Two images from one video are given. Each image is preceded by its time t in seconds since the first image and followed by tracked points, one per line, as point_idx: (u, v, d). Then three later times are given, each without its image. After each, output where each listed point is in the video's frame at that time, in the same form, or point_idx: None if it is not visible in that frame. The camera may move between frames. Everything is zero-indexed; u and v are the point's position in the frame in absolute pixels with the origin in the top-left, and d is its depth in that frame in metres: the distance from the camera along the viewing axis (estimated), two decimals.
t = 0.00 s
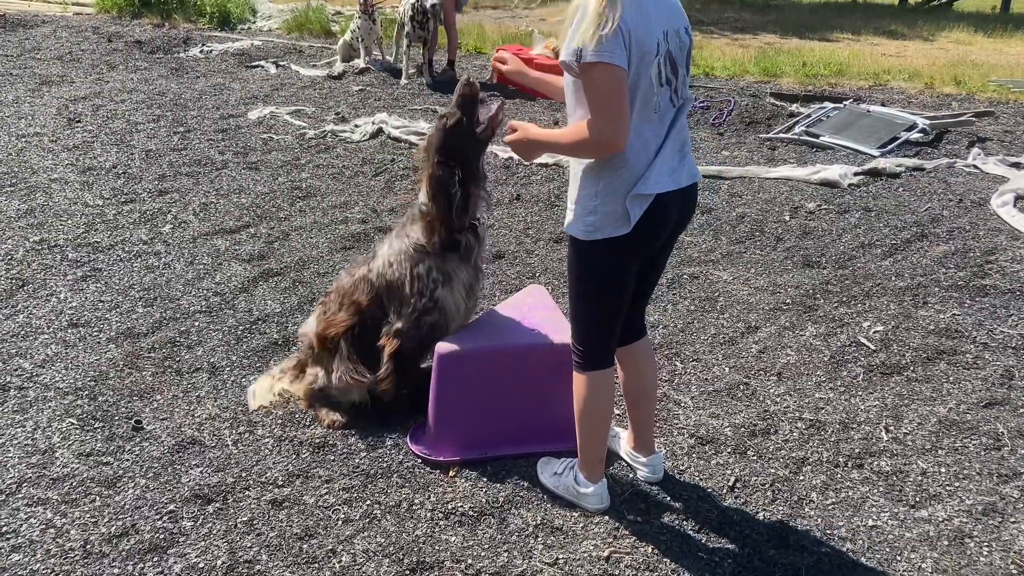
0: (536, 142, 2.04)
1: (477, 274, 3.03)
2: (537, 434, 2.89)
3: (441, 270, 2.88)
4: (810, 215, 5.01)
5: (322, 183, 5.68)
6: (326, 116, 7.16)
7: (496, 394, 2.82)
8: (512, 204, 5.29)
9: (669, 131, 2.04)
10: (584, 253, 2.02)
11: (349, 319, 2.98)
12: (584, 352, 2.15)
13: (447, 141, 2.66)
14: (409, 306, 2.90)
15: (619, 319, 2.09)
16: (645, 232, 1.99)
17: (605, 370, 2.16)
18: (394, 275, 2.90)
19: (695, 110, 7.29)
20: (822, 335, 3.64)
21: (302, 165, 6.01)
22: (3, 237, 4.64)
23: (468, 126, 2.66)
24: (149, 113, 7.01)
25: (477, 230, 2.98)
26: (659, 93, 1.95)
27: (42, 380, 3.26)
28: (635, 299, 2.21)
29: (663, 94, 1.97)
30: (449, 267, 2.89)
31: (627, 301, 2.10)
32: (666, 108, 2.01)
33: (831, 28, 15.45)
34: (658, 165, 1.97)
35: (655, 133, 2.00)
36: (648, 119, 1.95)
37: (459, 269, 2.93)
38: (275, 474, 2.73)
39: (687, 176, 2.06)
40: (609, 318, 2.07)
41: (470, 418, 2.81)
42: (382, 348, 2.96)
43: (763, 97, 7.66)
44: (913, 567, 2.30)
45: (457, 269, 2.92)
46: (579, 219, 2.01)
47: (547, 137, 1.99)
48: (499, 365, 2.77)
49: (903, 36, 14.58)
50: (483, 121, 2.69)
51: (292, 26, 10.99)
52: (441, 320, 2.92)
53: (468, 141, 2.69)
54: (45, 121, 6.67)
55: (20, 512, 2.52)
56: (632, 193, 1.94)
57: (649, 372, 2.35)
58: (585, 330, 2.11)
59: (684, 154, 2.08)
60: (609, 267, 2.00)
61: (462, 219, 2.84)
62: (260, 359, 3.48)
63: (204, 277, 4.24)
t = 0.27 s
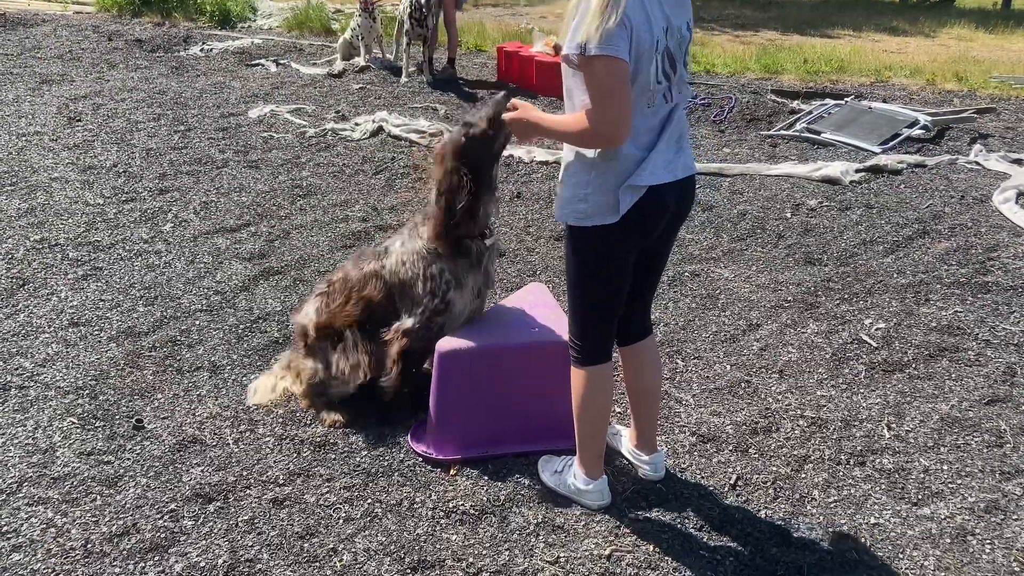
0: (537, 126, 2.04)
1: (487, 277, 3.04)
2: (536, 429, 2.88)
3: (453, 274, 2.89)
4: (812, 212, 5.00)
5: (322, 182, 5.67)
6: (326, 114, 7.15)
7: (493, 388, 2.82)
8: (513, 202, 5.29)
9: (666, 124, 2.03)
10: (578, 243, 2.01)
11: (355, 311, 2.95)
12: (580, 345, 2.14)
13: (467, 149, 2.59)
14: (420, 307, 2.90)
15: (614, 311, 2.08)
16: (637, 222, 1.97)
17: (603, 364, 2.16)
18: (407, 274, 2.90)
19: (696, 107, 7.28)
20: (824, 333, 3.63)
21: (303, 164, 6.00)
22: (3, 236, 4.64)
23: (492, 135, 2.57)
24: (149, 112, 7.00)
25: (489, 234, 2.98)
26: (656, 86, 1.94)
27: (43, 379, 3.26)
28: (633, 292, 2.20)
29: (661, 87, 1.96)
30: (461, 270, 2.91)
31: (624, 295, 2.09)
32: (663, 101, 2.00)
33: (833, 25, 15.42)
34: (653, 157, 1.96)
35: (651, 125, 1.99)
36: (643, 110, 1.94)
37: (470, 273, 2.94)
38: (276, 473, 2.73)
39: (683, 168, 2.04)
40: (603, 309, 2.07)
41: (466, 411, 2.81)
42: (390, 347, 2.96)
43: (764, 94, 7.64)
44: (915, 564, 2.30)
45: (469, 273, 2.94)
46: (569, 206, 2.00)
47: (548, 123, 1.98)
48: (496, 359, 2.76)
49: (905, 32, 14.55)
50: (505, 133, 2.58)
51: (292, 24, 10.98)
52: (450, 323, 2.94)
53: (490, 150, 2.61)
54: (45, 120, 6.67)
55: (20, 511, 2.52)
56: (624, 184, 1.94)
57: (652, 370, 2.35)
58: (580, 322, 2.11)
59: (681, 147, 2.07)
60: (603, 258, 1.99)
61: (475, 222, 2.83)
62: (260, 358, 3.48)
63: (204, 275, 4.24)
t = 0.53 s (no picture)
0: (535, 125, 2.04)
1: (479, 276, 3.01)
2: (536, 428, 2.87)
3: (441, 273, 2.89)
4: (813, 210, 4.99)
5: (322, 181, 5.66)
6: (326, 113, 7.14)
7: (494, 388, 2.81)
8: (513, 200, 5.27)
9: (666, 123, 2.03)
10: (579, 244, 2.00)
11: (355, 319, 3.05)
12: (582, 345, 2.13)
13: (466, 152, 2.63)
14: (409, 305, 2.92)
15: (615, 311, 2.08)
16: (638, 222, 1.97)
17: (603, 364, 2.15)
18: (397, 274, 2.93)
19: (697, 105, 7.26)
20: (825, 331, 3.62)
21: (303, 162, 5.99)
22: (3, 236, 4.63)
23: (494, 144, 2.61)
24: (149, 111, 7.00)
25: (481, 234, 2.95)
26: (656, 86, 1.93)
27: (42, 379, 3.26)
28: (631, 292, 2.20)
29: (660, 87, 1.95)
30: (449, 269, 2.89)
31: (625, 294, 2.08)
32: (662, 100, 1.99)
33: (834, 22, 15.38)
34: (653, 157, 1.96)
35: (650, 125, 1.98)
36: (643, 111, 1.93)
37: (459, 272, 2.92)
38: (275, 473, 2.72)
39: (682, 167, 2.04)
40: (605, 309, 2.06)
41: (466, 411, 2.80)
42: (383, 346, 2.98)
43: (765, 91, 7.62)
44: (916, 563, 2.29)
45: (458, 272, 2.91)
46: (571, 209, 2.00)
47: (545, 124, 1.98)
48: (496, 359, 2.75)
49: (906, 29, 14.51)
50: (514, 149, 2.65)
51: (292, 23, 10.96)
52: (440, 322, 2.93)
53: (490, 156, 2.65)
54: (45, 120, 6.66)
55: (19, 512, 2.52)
56: (624, 184, 1.93)
57: (651, 368, 2.34)
58: (581, 323, 2.10)
59: (681, 145, 2.07)
60: (604, 258, 1.98)
61: (465, 222, 2.82)
62: (260, 358, 3.47)
63: (204, 275, 4.23)
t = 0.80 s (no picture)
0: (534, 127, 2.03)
1: (472, 275, 3.01)
2: (538, 428, 2.87)
3: (432, 270, 2.89)
4: (814, 209, 4.98)
5: (323, 180, 5.66)
6: (327, 112, 7.14)
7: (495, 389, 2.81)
8: (513, 200, 5.27)
9: (668, 123, 2.02)
10: (582, 246, 2.00)
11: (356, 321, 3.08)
12: (585, 346, 2.12)
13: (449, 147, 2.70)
14: (402, 304, 2.93)
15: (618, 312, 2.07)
16: (640, 223, 1.96)
17: (606, 365, 2.14)
18: (390, 275, 2.95)
19: (698, 104, 7.25)
20: (826, 330, 3.61)
21: (303, 162, 5.99)
22: (4, 236, 4.63)
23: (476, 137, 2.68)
24: (150, 111, 7.00)
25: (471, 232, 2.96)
26: (657, 86, 1.92)
27: (43, 380, 3.25)
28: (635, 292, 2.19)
29: (662, 86, 1.94)
30: (441, 267, 2.90)
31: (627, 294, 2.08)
32: (664, 100, 1.99)
33: (835, 20, 15.36)
34: (655, 157, 1.95)
35: (652, 125, 1.97)
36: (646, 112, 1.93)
37: (451, 270, 2.92)
38: (276, 473, 2.72)
39: (684, 166, 2.03)
40: (608, 310, 2.05)
41: (468, 412, 2.80)
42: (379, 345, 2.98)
43: (766, 90, 7.61)
44: (918, 563, 2.28)
45: (449, 270, 2.92)
46: (574, 210, 2.00)
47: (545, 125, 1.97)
48: (497, 360, 2.75)
49: (907, 27, 14.49)
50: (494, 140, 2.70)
51: (292, 23, 10.96)
52: (433, 320, 2.94)
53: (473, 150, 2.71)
54: (46, 120, 6.66)
55: (20, 512, 2.52)
56: (626, 185, 1.93)
57: (651, 367, 2.33)
58: (584, 324, 2.10)
59: (683, 144, 2.06)
60: (606, 259, 1.98)
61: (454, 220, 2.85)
62: (260, 358, 3.47)
63: (204, 275, 4.23)
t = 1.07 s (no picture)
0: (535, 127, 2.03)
1: (473, 274, 3.01)
2: (540, 429, 2.86)
3: (434, 269, 2.88)
4: (815, 209, 4.98)
5: (324, 181, 5.66)
6: (328, 113, 7.14)
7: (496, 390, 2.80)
8: (514, 200, 5.27)
9: (668, 123, 2.02)
10: (582, 248, 2.00)
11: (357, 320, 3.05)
12: (586, 349, 2.12)
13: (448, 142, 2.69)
14: (403, 304, 2.91)
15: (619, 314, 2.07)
16: (641, 225, 1.96)
17: (607, 366, 2.14)
18: (391, 274, 2.93)
19: (699, 104, 7.24)
20: (827, 330, 3.61)
21: (304, 163, 5.99)
22: (6, 237, 4.64)
23: (473, 132, 2.67)
24: (152, 112, 7.01)
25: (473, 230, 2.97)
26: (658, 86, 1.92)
27: (45, 381, 3.26)
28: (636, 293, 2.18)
29: (662, 87, 1.94)
30: (443, 266, 2.90)
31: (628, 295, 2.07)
32: (664, 100, 1.98)
33: (837, 19, 15.34)
34: (656, 158, 1.95)
35: (653, 126, 1.97)
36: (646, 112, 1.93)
37: (452, 270, 2.92)
38: (277, 474, 2.72)
39: (685, 167, 2.03)
40: (608, 311, 2.05)
41: (470, 414, 2.80)
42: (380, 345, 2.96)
43: (768, 90, 7.60)
44: (920, 564, 2.27)
45: (451, 269, 2.91)
46: (575, 212, 1.99)
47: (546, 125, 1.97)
48: (498, 361, 2.75)
49: (909, 27, 14.48)
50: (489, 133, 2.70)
51: (294, 23, 10.97)
52: (434, 320, 2.93)
53: (472, 146, 2.70)
54: (48, 121, 6.67)
55: (21, 514, 2.52)
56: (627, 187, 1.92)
57: (652, 367, 2.32)
58: (585, 326, 2.09)
59: (684, 145, 2.06)
60: (606, 261, 1.98)
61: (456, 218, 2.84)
62: (261, 359, 3.47)
63: (206, 276, 4.23)
